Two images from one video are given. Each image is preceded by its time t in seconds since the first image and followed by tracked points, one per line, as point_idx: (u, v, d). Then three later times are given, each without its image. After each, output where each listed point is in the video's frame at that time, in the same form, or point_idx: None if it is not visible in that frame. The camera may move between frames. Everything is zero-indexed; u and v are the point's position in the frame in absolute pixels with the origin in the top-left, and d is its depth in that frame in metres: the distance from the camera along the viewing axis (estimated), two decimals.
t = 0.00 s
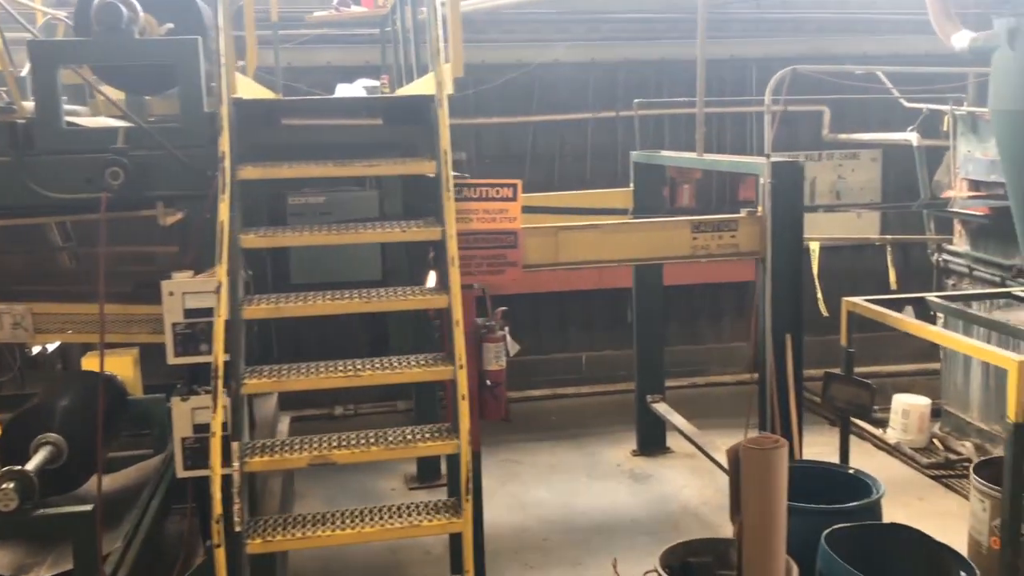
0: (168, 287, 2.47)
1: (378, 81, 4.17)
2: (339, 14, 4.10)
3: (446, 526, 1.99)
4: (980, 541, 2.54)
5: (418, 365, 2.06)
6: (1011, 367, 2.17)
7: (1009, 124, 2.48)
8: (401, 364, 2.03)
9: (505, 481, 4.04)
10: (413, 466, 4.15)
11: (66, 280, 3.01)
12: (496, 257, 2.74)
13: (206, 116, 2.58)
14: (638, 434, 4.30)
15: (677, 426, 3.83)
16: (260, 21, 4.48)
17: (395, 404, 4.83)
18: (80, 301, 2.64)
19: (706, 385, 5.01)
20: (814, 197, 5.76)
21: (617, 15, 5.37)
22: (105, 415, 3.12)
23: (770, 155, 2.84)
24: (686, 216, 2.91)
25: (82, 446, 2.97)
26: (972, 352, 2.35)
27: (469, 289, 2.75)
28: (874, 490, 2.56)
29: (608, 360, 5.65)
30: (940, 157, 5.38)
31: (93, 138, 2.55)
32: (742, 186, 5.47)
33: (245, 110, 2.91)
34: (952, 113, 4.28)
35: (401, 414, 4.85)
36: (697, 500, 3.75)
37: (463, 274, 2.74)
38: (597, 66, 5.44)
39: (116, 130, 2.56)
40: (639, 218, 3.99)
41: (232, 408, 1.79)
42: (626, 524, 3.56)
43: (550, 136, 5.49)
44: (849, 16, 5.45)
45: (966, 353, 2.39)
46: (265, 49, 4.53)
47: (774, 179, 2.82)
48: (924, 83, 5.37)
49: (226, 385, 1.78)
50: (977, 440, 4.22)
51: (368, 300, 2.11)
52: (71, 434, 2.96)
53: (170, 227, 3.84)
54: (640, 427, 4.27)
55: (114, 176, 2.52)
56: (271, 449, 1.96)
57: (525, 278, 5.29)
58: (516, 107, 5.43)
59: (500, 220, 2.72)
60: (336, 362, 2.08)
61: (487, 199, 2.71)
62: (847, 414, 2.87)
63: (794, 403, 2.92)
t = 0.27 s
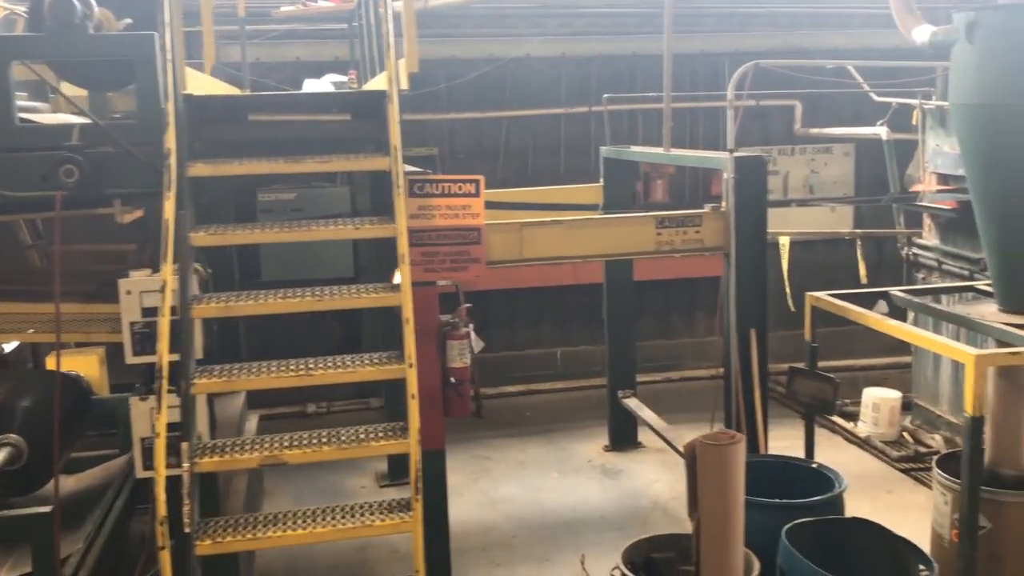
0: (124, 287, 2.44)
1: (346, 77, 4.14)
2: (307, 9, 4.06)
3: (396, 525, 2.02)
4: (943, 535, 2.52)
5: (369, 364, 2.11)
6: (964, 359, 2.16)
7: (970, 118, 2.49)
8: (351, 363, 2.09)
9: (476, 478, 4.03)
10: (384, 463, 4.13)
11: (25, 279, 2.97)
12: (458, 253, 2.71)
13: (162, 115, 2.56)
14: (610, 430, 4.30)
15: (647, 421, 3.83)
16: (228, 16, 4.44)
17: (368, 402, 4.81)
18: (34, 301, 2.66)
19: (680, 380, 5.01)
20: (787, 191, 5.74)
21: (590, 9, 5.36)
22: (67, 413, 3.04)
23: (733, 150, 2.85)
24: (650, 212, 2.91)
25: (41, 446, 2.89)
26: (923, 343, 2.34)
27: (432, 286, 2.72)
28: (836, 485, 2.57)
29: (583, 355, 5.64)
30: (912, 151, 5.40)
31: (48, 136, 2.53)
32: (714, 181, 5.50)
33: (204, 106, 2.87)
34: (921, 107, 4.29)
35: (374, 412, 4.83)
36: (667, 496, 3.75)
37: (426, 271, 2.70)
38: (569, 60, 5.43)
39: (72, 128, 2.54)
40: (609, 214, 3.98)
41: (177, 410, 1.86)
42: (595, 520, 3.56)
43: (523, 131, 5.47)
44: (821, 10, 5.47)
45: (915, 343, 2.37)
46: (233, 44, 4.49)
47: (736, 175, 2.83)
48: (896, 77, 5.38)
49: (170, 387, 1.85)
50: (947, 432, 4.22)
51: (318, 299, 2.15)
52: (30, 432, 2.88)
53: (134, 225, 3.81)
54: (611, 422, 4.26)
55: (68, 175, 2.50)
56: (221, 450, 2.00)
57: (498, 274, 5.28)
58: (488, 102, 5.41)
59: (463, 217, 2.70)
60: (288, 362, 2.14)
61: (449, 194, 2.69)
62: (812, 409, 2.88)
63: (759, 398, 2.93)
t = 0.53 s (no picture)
0: (73, 286, 2.40)
1: (309, 72, 4.10)
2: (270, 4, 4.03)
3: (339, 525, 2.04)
4: (898, 529, 2.48)
5: (314, 361, 2.15)
6: (914, 354, 2.16)
7: (923, 112, 2.49)
8: (296, 362, 2.12)
9: (442, 475, 4.01)
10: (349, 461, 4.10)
11: None
12: (414, 250, 2.68)
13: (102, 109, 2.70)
14: (576, 426, 4.29)
15: (612, 417, 3.82)
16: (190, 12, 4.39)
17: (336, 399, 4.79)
18: None
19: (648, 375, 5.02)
20: (755, 186, 5.75)
21: (559, 4, 5.35)
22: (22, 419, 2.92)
23: (692, 146, 2.85)
24: (608, 208, 2.90)
25: None
26: (875, 338, 2.33)
27: (388, 283, 2.69)
28: (793, 480, 2.58)
29: (553, 351, 5.63)
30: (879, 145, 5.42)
31: None
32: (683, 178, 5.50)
33: (158, 102, 2.83)
34: (885, 102, 4.31)
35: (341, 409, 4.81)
36: (632, 491, 3.75)
37: (383, 268, 2.66)
38: (537, 55, 5.42)
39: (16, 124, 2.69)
40: (574, 209, 3.97)
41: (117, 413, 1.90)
42: (559, 517, 3.55)
43: (491, 127, 5.45)
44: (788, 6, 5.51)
45: (867, 337, 2.36)
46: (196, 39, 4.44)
47: (693, 170, 2.83)
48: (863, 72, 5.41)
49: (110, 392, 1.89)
50: (911, 426, 4.25)
51: (260, 296, 2.17)
52: None
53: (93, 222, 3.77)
54: (578, 417, 4.25)
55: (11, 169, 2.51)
56: (165, 450, 2.05)
57: (467, 270, 5.25)
58: (456, 97, 5.38)
59: (420, 213, 2.68)
60: (233, 360, 2.17)
61: (405, 190, 2.67)
62: (771, 404, 2.88)
63: (719, 393, 2.93)
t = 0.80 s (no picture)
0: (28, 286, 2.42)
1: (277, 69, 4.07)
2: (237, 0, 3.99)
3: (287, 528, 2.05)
4: (858, 527, 2.49)
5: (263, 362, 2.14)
6: (873, 353, 2.16)
7: (883, 111, 2.49)
8: (244, 364, 2.12)
9: (411, 475, 4.00)
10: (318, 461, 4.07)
11: None
12: (376, 248, 2.67)
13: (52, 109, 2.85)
14: (547, 424, 4.28)
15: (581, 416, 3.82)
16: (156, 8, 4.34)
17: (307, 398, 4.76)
18: None
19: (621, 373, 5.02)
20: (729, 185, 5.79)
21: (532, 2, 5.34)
22: None
23: (656, 145, 2.85)
24: (573, 207, 2.88)
25: None
26: (835, 337, 2.33)
27: (348, 282, 2.69)
28: (754, 477, 2.58)
29: (526, 350, 5.62)
30: (851, 144, 5.44)
31: None
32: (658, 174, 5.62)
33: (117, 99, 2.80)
34: (855, 101, 4.32)
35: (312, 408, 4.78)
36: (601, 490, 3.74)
37: (343, 267, 2.66)
38: (511, 53, 5.40)
39: None
40: (544, 207, 3.95)
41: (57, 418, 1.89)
42: (528, 516, 3.54)
43: (464, 125, 5.43)
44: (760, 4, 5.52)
45: (827, 337, 2.36)
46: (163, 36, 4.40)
47: (657, 169, 2.83)
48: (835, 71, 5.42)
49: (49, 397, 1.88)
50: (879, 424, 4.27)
51: (209, 297, 2.16)
52: None
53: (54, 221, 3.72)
54: (549, 416, 4.24)
55: None
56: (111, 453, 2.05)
57: (439, 268, 5.24)
58: (428, 95, 5.36)
59: (381, 211, 2.67)
60: (181, 361, 2.17)
61: (365, 188, 2.65)
62: (735, 402, 2.89)
63: (684, 391, 2.94)
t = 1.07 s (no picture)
0: None
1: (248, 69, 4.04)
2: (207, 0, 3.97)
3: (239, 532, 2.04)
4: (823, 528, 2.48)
5: (215, 367, 2.15)
6: (835, 354, 2.16)
7: (848, 112, 2.49)
8: (197, 368, 2.12)
9: (383, 477, 3.98)
10: (289, 464, 4.05)
11: None
12: (340, 249, 2.66)
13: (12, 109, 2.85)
14: (521, 426, 4.27)
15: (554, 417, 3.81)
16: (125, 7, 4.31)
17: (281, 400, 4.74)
18: None
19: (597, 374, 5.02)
20: (705, 185, 5.82)
21: (508, 3, 5.33)
22: None
23: (623, 146, 2.85)
24: (541, 208, 2.87)
25: None
26: (799, 338, 2.33)
27: (314, 284, 2.67)
28: (720, 479, 2.58)
29: (503, 351, 5.60)
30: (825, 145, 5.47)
31: None
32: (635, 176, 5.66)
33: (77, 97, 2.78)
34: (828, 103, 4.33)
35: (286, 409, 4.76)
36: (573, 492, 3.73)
37: (308, 268, 2.64)
38: (487, 53, 5.38)
39: None
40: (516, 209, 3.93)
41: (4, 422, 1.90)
42: (499, 518, 3.52)
43: (440, 125, 5.41)
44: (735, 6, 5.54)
45: (791, 338, 2.36)
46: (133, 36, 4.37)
47: (624, 170, 2.83)
48: (810, 72, 5.44)
49: None
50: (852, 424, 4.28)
51: (162, 300, 2.16)
52: None
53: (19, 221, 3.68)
54: (523, 417, 4.23)
55: None
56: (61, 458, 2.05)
57: (415, 269, 5.22)
58: (403, 95, 5.33)
59: (346, 212, 2.65)
60: (135, 365, 2.17)
61: (330, 189, 2.63)
62: (703, 403, 2.89)
63: (653, 392, 2.94)
